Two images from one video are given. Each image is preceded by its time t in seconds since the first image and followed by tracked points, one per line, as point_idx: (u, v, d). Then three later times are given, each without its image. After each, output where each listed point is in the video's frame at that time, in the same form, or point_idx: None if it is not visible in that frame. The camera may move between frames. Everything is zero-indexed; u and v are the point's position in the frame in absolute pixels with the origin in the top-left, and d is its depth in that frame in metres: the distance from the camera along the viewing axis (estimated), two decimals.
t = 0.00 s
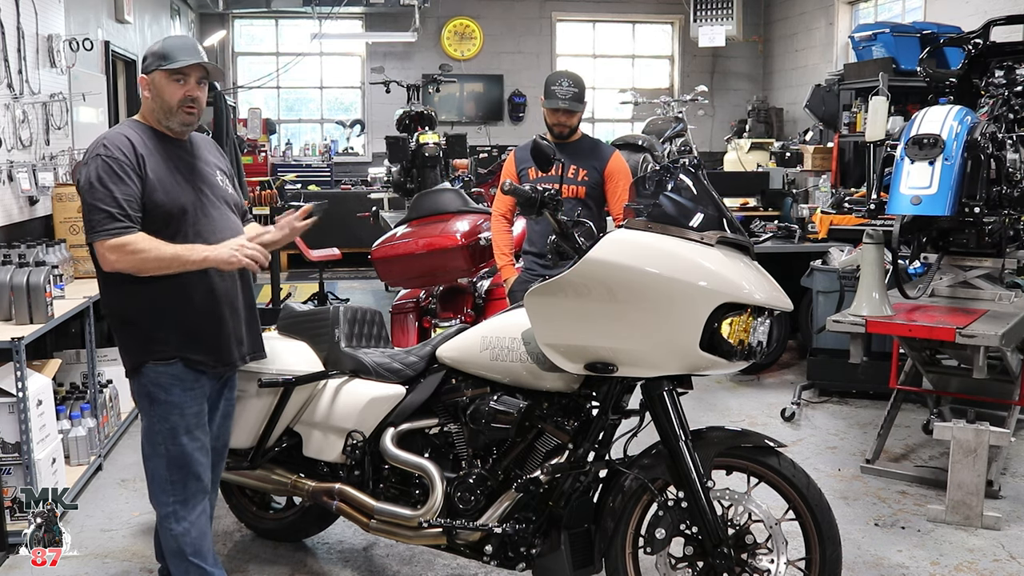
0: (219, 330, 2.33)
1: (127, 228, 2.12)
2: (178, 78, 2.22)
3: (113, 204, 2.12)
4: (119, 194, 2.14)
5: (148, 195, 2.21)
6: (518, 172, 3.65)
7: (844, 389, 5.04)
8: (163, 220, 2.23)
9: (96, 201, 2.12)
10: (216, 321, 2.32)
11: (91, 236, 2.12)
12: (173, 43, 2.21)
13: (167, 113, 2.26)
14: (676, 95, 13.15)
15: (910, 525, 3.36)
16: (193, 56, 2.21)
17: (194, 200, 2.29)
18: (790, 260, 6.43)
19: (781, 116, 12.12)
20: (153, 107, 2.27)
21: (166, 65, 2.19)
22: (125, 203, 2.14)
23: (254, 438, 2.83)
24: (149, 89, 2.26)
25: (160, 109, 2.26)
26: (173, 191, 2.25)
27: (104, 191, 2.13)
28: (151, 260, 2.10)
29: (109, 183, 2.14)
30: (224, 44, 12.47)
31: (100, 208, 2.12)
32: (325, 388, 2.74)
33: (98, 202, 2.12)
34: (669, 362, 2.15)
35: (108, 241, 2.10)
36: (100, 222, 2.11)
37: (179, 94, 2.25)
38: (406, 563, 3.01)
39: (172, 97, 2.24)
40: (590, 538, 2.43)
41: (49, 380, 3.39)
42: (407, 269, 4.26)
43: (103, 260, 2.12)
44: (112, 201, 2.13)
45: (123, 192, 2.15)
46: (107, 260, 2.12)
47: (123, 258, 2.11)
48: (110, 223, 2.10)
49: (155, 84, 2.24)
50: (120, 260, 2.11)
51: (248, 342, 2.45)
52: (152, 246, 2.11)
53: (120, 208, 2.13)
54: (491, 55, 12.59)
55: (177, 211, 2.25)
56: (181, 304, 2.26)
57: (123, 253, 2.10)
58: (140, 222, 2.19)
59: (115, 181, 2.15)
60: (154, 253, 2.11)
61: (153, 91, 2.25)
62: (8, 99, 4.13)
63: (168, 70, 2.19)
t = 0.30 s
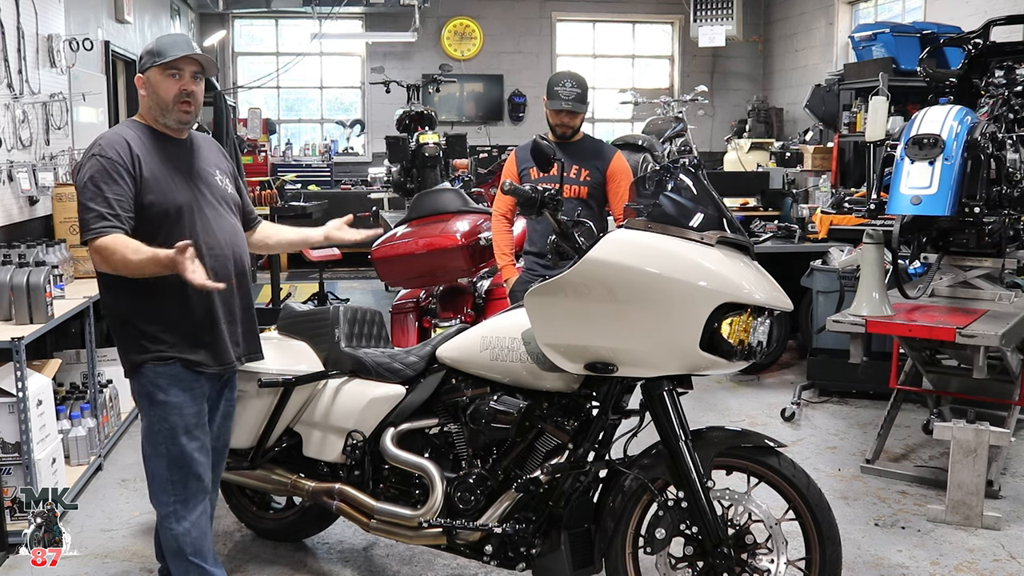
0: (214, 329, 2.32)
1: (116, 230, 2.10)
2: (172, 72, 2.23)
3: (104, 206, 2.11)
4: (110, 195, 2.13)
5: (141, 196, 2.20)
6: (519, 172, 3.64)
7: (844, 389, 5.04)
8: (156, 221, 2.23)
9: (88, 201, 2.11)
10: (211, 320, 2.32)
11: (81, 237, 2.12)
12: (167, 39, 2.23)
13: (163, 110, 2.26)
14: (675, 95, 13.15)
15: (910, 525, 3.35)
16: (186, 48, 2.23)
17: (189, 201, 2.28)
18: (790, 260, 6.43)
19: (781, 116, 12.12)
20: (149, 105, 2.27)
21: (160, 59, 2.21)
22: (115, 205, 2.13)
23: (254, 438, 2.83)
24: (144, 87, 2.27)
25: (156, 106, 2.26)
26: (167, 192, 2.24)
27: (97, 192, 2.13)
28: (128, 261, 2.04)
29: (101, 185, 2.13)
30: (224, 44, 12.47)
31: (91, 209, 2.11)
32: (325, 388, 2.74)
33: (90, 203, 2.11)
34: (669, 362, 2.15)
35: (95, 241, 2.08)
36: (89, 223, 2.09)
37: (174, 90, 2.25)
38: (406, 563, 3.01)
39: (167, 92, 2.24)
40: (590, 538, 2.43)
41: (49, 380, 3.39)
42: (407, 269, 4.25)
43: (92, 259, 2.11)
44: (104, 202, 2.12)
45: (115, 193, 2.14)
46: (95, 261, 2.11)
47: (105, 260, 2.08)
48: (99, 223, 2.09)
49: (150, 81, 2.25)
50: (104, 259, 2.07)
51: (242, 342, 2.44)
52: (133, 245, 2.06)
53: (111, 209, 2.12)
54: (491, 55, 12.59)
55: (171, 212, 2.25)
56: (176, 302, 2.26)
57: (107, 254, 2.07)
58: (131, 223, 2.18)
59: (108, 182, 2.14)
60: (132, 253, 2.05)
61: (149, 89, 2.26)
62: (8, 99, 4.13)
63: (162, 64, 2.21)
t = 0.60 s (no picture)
0: (210, 330, 2.32)
1: (116, 233, 2.10)
2: (199, 87, 2.23)
3: (103, 208, 2.11)
4: (109, 197, 2.12)
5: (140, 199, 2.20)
6: (520, 172, 3.64)
7: (844, 389, 5.04)
8: (155, 223, 2.22)
9: (86, 203, 2.11)
10: (207, 321, 2.31)
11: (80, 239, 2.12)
12: (192, 51, 2.22)
13: (181, 119, 2.26)
14: (676, 95, 13.15)
15: (910, 524, 3.35)
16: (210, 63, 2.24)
17: (188, 202, 2.28)
18: (790, 260, 6.43)
19: (781, 116, 12.12)
20: (166, 111, 2.25)
21: (192, 74, 2.20)
22: (114, 207, 2.12)
23: (255, 438, 2.83)
24: (162, 94, 2.24)
25: (176, 115, 2.25)
26: (167, 194, 2.24)
27: (95, 195, 2.12)
28: (124, 262, 2.04)
29: (100, 188, 2.13)
30: (224, 44, 12.47)
31: (89, 212, 2.10)
32: (325, 388, 2.74)
33: (88, 205, 2.11)
34: (669, 362, 2.15)
35: (93, 243, 2.08)
36: (88, 225, 2.09)
37: (197, 101, 2.25)
38: (406, 563, 3.01)
39: (191, 104, 2.24)
40: (590, 538, 2.43)
41: (49, 380, 3.39)
42: (407, 269, 4.25)
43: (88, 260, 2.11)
44: (103, 205, 2.12)
45: (113, 196, 2.13)
46: (92, 263, 2.11)
47: (101, 261, 2.08)
48: (98, 226, 2.09)
49: (169, 90, 2.23)
50: (100, 261, 2.07)
51: (241, 344, 2.43)
52: (129, 246, 2.06)
53: (110, 212, 2.12)
54: (491, 55, 12.59)
55: (171, 215, 2.24)
56: (173, 303, 2.26)
57: (104, 255, 2.07)
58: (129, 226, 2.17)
59: (106, 184, 2.13)
60: (128, 254, 2.05)
61: (168, 96, 2.24)
62: (8, 99, 4.13)
63: (192, 77, 2.21)
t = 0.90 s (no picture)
0: (211, 330, 2.33)
1: (118, 238, 2.11)
2: (195, 93, 2.21)
3: (105, 213, 2.12)
4: (110, 202, 2.13)
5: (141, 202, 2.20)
6: (521, 172, 3.64)
7: (844, 389, 5.04)
8: (157, 226, 2.23)
9: (88, 208, 2.12)
10: (208, 321, 2.32)
11: (82, 243, 2.13)
12: (186, 56, 2.19)
13: (176, 123, 2.24)
14: (675, 94, 13.15)
15: (910, 524, 3.36)
16: (205, 68, 2.21)
17: (189, 205, 2.28)
18: (789, 260, 6.43)
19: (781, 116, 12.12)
20: (161, 115, 2.23)
21: (186, 80, 2.18)
22: (116, 212, 2.13)
23: (254, 438, 2.83)
24: (157, 99, 2.22)
25: (171, 120, 2.23)
26: (168, 197, 2.24)
27: (96, 199, 2.13)
28: (129, 270, 2.05)
29: (100, 192, 2.13)
30: (224, 44, 12.47)
31: (91, 216, 2.11)
32: (325, 388, 2.74)
33: (89, 210, 2.12)
34: (668, 362, 2.15)
35: (96, 248, 2.09)
36: (90, 230, 2.10)
37: (192, 106, 2.23)
38: (406, 563, 3.01)
39: (184, 109, 2.22)
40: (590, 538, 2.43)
41: (49, 380, 3.39)
42: (407, 269, 4.25)
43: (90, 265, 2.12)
44: (104, 209, 2.12)
45: (115, 201, 2.14)
46: (94, 268, 2.12)
47: (103, 267, 2.09)
48: (100, 232, 2.10)
49: (164, 95, 2.20)
50: (103, 267, 2.08)
51: (240, 346, 2.42)
52: (134, 253, 2.08)
53: (110, 217, 2.12)
54: (491, 55, 12.59)
55: (172, 217, 2.24)
56: (174, 304, 2.26)
57: (107, 261, 2.08)
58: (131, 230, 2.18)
59: (107, 189, 2.13)
60: (133, 261, 2.06)
61: (163, 101, 2.22)
62: (8, 99, 4.13)
63: (186, 84, 2.18)
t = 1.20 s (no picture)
0: (219, 333, 2.29)
1: (138, 243, 2.07)
2: (191, 87, 2.15)
3: (121, 218, 2.07)
4: (125, 206, 2.08)
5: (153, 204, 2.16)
6: (520, 172, 3.64)
7: (844, 389, 5.04)
8: (170, 227, 2.19)
9: (103, 214, 2.06)
10: (218, 324, 2.28)
11: (98, 251, 2.07)
12: (182, 49, 2.14)
13: (173, 119, 2.18)
14: (675, 94, 13.16)
15: (910, 525, 3.36)
16: (201, 62, 2.16)
17: (200, 203, 2.24)
18: (789, 260, 6.44)
19: (781, 116, 12.12)
20: (156, 110, 2.18)
21: (182, 73, 2.12)
22: (132, 216, 2.08)
23: (254, 438, 2.83)
24: (152, 92, 2.16)
25: (166, 115, 2.17)
26: (178, 197, 2.20)
27: (110, 204, 2.07)
28: (162, 277, 2.02)
29: (114, 197, 2.08)
30: (224, 44, 12.47)
31: (107, 222, 2.06)
32: (325, 388, 2.74)
33: (105, 216, 2.06)
34: (668, 362, 2.15)
35: (119, 255, 2.05)
36: (108, 237, 2.05)
37: (187, 100, 2.17)
38: (406, 563, 3.01)
39: (180, 104, 2.16)
40: (590, 537, 2.43)
41: (49, 380, 3.39)
42: (408, 269, 4.25)
43: (111, 272, 2.07)
44: (120, 214, 2.07)
45: (129, 205, 2.09)
46: (116, 275, 2.07)
47: (129, 274, 2.05)
48: (120, 237, 2.05)
49: (160, 89, 2.15)
50: (130, 275, 2.04)
51: (245, 349, 2.38)
52: (162, 259, 2.04)
53: (128, 222, 2.07)
54: (492, 55, 12.59)
55: (185, 218, 2.21)
56: (188, 306, 2.22)
57: (135, 268, 2.04)
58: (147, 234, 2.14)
59: (120, 193, 2.08)
60: (166, 266, 2.03)
61: (157, 95, 2.16)
62: (8, 99, 4.13)
63: (182, 77, 2.12)
